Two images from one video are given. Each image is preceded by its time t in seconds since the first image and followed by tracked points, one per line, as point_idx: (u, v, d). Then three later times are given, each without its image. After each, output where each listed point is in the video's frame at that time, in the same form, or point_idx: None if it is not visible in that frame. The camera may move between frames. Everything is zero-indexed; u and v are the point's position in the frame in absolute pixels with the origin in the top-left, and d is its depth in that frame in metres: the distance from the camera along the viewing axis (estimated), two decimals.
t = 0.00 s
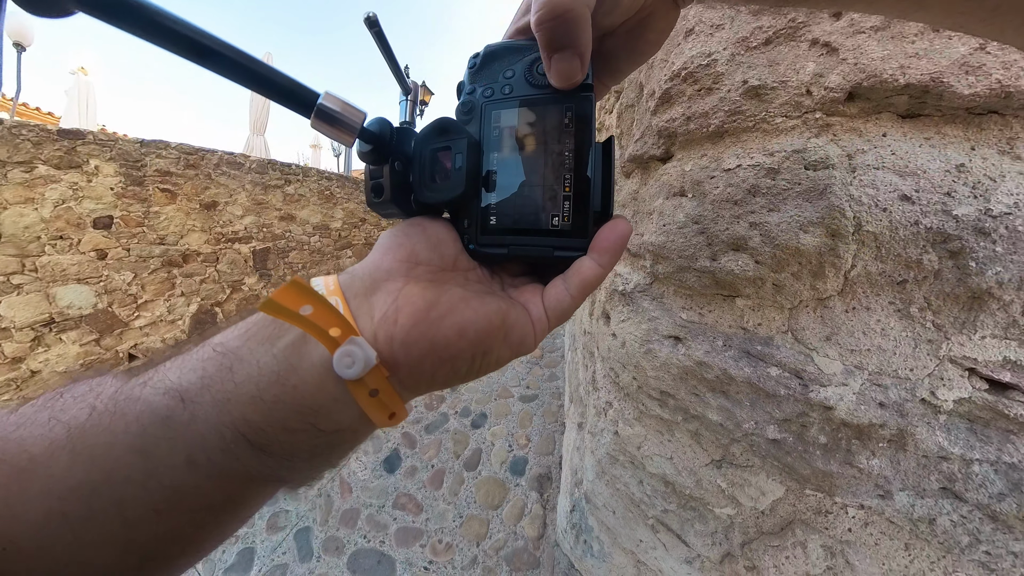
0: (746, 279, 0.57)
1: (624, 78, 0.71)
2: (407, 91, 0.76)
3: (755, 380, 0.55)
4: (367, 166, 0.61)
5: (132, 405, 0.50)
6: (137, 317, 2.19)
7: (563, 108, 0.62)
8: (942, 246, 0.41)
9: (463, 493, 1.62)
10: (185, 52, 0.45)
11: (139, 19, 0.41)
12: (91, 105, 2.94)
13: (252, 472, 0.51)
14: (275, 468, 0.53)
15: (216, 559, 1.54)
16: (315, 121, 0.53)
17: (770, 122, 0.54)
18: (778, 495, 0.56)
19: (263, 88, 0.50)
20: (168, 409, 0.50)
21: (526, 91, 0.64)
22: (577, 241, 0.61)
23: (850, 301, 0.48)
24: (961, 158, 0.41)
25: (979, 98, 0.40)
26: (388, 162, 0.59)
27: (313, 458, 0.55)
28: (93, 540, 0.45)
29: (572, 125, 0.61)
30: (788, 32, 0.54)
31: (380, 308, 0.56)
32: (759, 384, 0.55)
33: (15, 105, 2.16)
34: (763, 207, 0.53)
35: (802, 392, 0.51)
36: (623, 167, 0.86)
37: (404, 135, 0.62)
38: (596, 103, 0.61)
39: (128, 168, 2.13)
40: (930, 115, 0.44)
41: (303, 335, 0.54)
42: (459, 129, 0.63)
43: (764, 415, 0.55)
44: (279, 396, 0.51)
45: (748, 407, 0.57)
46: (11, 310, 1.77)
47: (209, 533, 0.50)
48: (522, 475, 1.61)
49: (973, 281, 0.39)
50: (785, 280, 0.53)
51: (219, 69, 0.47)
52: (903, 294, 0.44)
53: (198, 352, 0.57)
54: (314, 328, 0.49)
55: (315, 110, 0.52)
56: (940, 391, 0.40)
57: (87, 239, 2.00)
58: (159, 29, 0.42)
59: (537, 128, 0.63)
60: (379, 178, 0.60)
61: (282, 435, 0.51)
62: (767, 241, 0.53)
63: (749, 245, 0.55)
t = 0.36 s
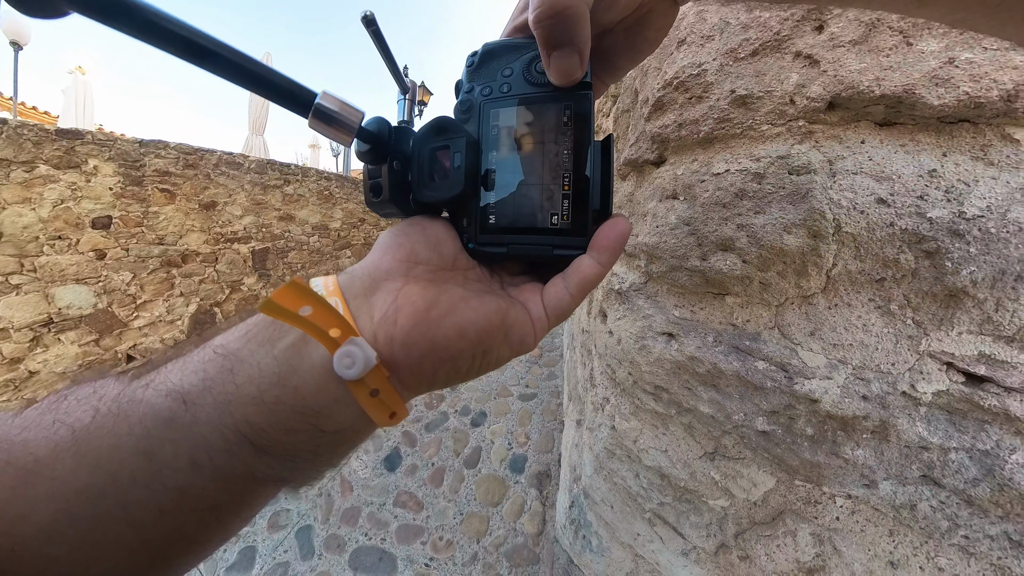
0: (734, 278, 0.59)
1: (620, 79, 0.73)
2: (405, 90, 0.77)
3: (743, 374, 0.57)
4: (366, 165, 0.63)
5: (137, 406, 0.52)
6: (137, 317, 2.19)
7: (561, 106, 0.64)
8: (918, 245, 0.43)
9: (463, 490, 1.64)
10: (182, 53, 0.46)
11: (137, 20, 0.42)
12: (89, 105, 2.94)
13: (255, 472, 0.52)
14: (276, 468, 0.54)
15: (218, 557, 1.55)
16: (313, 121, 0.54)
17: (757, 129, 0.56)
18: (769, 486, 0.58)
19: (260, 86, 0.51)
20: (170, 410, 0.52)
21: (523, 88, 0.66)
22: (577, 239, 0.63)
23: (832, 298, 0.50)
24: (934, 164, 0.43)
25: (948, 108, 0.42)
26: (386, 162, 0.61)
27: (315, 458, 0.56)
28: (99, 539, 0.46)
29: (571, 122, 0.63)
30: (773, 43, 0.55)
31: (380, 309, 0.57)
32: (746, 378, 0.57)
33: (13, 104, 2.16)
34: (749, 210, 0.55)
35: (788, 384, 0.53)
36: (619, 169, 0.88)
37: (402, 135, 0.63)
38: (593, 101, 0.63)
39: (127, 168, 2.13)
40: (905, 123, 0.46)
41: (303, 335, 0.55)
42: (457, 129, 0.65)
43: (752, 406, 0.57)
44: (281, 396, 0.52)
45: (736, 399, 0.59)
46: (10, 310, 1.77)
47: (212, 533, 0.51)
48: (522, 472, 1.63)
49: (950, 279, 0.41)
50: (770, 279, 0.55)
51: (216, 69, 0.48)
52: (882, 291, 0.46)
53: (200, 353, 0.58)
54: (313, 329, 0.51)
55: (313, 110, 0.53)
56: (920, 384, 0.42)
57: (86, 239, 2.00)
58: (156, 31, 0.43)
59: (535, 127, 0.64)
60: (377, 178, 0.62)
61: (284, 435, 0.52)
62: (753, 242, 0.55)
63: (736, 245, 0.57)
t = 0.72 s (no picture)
0: (725, 278, 0.60)
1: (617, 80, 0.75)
2: (404, 95, 0.78)
3: (734, 370, 0.58)
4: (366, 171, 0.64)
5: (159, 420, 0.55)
6: (136, 316, 2.20)
7: (561, 109, 0.64)
8: (901, 247, 0.44)
9: (463, 489, 1.65)
10: (183, 62, 0.47)
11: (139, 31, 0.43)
12: (89, 105, 2.94)
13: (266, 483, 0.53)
14: (284, 476, 0.55)
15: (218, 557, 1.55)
16: (313, 128, 0.54)
17: (746, 135, 0.57)
18: (762, 482, 0.59)
19: (261, 94, 0.52)
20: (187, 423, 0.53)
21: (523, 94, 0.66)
22: (577, 242, 0.64)
23: (820, 298, 0.51)
24: (915, 169, 0.45)
25: (928, 116, 0.44)
26: (386, 167, 0.62)
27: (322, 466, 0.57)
28: (110, 548, 0.47)
29: (570, 125, 0.64)
30: (763, 52, 0.56)
31: (382, 316, 0.58)
32: (738, 374, 0.58)
33: (11, 104, 2.16)
34: (740, 212, 0.56)
35: (777, 381, 0.54)
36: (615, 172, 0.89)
37: (402, 140, 0.64)
38: (591, 104, 0.64)
39: (126, 167, 2.14)
40: (886, 130, 0.48)
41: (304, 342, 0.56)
42: (456, 133, 0.66)
43: (743, 403, 0.58)
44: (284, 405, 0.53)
45: (729, 396, 0.60)
46: (10, 310, 1.77)
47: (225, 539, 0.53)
48: (521, 471, 1.65)
49: (934, 281, 0.42)
50: (760, 279, 0.56)
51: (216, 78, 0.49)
52: (867, 291, 0.48)
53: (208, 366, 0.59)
54: (316, 338, 0.51)
55: (313, 117, 0.54)
56: (906, 381, 0.44)
57: (86, 239, 2.01)
58: (157, 39, 0.44)
59: (534, 130, 0.65)
60: (378, 184, 0.63)
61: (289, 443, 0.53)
62: (744, 243, 0.56)
63: (728, 246, 0.58)
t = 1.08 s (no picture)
0: (726, 268, 0.59)
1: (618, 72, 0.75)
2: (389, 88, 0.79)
3: (737, 362, 0.57)
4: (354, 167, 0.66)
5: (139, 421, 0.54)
6: (137, 315, 2.20)
7: (552, 96, 0.63)
8: (904, 232, 0.44)
9: (463, 487, 1.64)
10: (159, 62, 0.46)
11: (111, 33, 0.43)
12: (91, 105, 2.95)
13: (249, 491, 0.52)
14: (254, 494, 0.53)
15: (218, 553, 1.55)
16: (297, 124, 0.56)
17: (745, 124, 0.56)
18: (764, 475, 0.58)
19: (240, 93, 0.52)
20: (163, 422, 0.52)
21: (512, 82, 0.66)
22: (571, 232, 0.63)
23: (823, 287, 0.50)
24: (916, 154, 0.44)
25: (929, 99, 0.44)
26: (374, 163, 0.63)
27: (302, 480, 0.55)
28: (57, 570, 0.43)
29: (561, 113, 0.62)
30: (761, 41, 0.56)
31: (373, 322, 0.56)
32: (740, 366, 0.57)
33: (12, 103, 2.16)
34: (740, 201, 0.55)
35: (781, 371, 0.53)
36: (615, 166, 0.88)
37: (389, 135, 0.65)
38: (582, 91, 0.63)
39: (128, 165, 2.14)
40: (887, 116, 0.47)
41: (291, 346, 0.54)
42: (443, 125, 0.66)
43: (746, 395, 0.57)
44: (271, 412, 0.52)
45: (731, 388, 0.59)
46: (12, 308, 1.78)
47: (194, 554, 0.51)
48: (522, 470, 1.64)
49: (935, 265, 0.42)
50: (763, 269, 0.55)
51: (195, 77, 0.49)
52: (871, 279, 0.47)
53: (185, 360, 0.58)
54: (290, 363, 0.50)
55: (297, 114, 0.55)
56: (910, 368, 0.43)
57: (87, 237, 2.01)
58: (133, 41, 0.44)
59: (527, 125, 0.64)
60: (366, 179, 0.65)
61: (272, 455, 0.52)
62: (744, 232, 0.55)
63: (728, 236, 0.57)
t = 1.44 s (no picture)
0: (734, 255, 0.58)
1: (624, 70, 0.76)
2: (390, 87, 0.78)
3: (748, 351, 0.57)
4: (354, 167, 0.67)
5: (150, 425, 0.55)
6: (140, 312, 2.20)
7: (552, 96, 0.63)
8: (916, 213, 0.43)
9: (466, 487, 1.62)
10: (159, 58, 0.47)
11: (111, 29, 0.43)
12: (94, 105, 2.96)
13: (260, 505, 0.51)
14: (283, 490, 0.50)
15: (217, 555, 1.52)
16: (296, 121, 0.56)
17: (751, 109, 0.56)
18: (776, 468, 0.57)
19: (241, 89, 0.53)
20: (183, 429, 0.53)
21: (512, 83, 0.65)
22: (570, 232, 0.63)
23: (833, 272, 0.50)
24: (924, 134, 0.44)
25: (935, 78, 0.44)
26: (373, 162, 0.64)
27: (310, 520, 0.52)
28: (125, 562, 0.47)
29: (561, 113, 0.62)
30: (765, 27, 0.56)
31: (373, 372, 0.47)
32: (751, 354, 0.56)
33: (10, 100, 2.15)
34: (747, 186, 0.55)
35: (793, 358, 0.52)
36: (619, 159, 0.88)
37: (389, 134, 0.66)
38: (582, 91, 0.62)
39: (130, 163, 2.16)
40: (894, 97, 0.47)
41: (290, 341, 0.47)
42: (444, 125, 0.65)
43: (757, 384, 0.57)
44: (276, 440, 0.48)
45: (742, 377, 0.58)
46: (16, 306, 1.79)
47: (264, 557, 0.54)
48: (525, 469, 1.62)
49: (948, 245, 0.42)
50: (771, 255, 0.55)
51: (195, 74, 0.50)
52: (882, 263, 0.46)
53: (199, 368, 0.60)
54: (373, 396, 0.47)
55: (296, 111, 0.56)
56: (925, 352, 0.43)
57: (92, 235, 2.03)
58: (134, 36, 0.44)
59: (529, 127, 0.64)
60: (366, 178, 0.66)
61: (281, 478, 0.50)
62: (753, 217, 0.54)
63: (736, 222, 0.56)
